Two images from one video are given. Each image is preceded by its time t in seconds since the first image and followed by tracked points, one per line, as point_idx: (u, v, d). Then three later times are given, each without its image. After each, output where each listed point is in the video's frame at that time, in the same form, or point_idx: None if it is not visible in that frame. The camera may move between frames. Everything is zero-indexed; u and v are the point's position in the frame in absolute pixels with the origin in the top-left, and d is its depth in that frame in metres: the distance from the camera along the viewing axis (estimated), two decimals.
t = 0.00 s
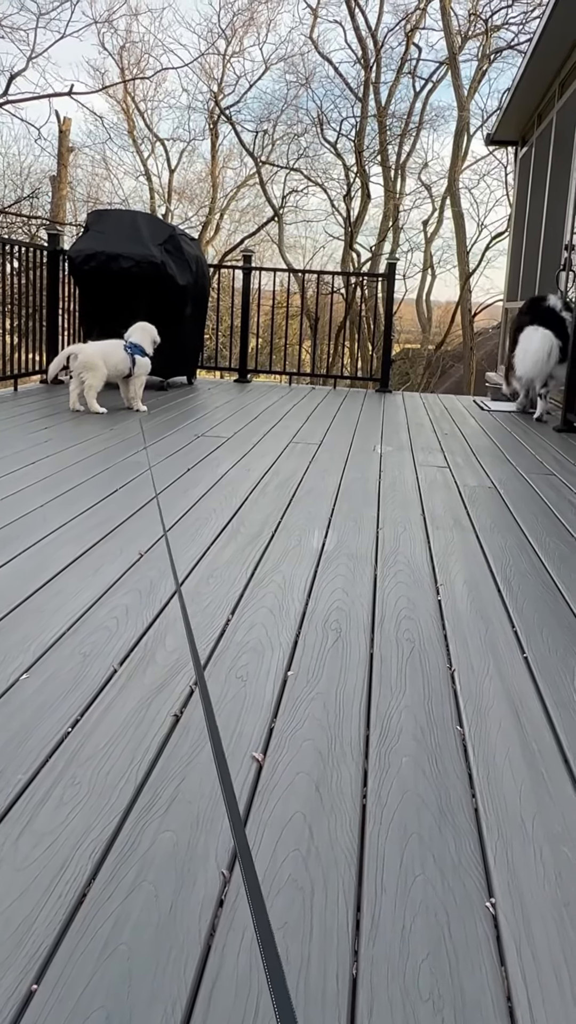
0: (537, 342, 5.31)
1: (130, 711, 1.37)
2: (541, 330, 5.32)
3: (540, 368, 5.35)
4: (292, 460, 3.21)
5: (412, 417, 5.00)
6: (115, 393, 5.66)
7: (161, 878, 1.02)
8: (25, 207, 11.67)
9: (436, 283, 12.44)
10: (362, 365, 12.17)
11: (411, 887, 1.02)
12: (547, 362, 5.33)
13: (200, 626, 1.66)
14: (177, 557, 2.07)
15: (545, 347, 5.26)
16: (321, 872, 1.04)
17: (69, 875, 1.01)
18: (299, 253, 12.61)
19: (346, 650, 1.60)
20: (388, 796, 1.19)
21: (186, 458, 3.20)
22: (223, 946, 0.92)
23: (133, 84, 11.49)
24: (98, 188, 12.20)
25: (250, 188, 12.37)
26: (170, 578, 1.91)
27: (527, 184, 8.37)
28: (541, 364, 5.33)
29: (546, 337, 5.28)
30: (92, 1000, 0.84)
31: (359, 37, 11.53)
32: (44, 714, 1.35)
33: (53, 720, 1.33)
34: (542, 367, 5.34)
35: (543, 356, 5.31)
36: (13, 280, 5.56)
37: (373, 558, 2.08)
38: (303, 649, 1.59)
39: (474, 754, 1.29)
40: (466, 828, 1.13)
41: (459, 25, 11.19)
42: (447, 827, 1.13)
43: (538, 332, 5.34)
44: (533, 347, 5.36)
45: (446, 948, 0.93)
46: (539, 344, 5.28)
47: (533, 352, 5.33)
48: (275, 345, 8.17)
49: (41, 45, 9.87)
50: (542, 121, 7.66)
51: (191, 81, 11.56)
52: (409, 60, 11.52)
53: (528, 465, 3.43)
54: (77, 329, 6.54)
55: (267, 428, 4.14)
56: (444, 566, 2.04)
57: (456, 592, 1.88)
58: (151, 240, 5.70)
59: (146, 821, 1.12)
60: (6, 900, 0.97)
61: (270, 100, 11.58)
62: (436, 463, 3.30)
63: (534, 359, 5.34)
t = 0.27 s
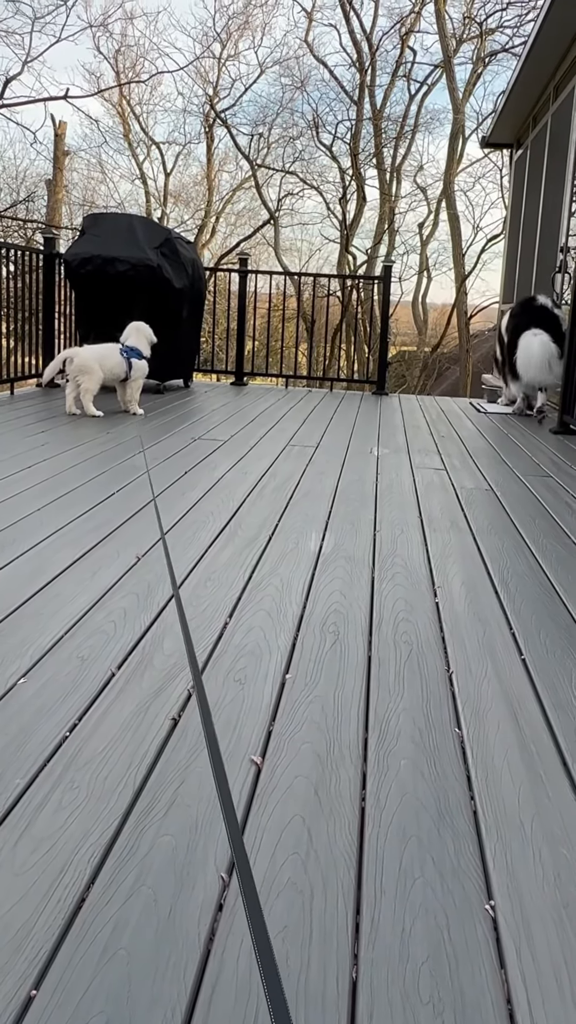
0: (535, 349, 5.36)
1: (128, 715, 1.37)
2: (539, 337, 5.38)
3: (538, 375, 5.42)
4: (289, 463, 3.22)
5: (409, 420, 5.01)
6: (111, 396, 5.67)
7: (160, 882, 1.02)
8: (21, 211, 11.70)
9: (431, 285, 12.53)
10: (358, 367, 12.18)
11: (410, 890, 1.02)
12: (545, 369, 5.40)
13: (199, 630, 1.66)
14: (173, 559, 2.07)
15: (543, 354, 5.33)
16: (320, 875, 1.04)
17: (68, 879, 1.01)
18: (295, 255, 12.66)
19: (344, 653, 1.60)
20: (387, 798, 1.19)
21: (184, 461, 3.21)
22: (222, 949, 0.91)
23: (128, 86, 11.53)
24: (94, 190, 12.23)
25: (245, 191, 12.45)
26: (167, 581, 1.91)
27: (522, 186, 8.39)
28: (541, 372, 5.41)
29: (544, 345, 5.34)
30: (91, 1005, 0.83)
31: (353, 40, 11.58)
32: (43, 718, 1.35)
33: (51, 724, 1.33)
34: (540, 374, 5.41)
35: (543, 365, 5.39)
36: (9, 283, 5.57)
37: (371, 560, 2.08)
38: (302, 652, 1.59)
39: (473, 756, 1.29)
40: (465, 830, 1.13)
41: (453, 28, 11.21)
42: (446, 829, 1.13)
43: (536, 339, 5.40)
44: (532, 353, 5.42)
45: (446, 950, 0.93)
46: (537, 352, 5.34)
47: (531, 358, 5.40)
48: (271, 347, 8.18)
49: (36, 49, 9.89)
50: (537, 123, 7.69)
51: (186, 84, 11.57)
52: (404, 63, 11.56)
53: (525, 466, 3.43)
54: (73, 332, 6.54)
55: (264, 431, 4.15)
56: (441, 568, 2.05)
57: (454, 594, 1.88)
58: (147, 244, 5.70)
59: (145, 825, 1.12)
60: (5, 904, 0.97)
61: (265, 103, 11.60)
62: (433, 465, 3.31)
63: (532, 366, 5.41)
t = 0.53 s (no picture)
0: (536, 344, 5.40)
1: (128, 718, 1.37)
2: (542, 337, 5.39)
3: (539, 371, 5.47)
4: (288, 465, 3.22)
5: (408, 421, 5.01)
6: (110, 399, 5.66)
7: (160, 884, 1.01)
8: (19, 214, 11.68)
9: (430, 289, 12.46)
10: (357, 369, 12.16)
11: (411, 891, 1.02)
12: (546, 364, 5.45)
13: (198, 632, 1.66)
14: (172, 561, 2.07)
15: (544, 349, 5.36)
16: (320, 877, 1.04)
17: (68, 883, 1.01)
18: (293, 257, 12.69)
19: (344, 655, 1.60)
20: (387, 800, 1.19)
21: (182, 464, 3.20)
22: (223, 952, 0.91)
23: (126, 89, 11.55)
24: (93, 193, 11.97)
25: (244, 192, 12.37)
26: (167, 584, 1.91)
27: (520, 188, 8.40)
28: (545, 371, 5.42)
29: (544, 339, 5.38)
30: (93, 1008, 0.83)
31: (351, 43, 11.60)
32: (43, 721, 1.34)
33: (51, 726, 1.33)
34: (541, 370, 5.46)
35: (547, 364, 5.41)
36: (7, 287, 5.57)
37: (370, 562, 2.08)
38: (301, 654, 1.59)
39: (473, 757, 1.29)
40: (465, 831, 1.13)
41: (450, 30, 11.31)
42: (446, 830, 1.13)
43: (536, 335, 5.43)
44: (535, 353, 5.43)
45: (447, 951, 0.93)
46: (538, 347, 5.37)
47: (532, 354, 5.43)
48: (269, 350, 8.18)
49: (34, 52, 9.92)
50: (534, 125, 7.71)
51: (184, 88, 11.67)
52: (401, 66, 11.63)
53: (524, 468, 3.43)
54: (71, 335, 6.54)
55: (263, 433, 4.15)
56: (440, 569, 2.05)
57: (453, 596, 1.88)
58: (145, 247, 5.70)
59: (145, 827, 1.12)
60: (5, 908, 0.96)
61: (263, 106, 11.64)
62: (432, 466, 3.31)
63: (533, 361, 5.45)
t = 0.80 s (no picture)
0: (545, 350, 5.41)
1: (128, 720, 1.37)
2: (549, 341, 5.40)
3: (543, 377, 5.49)
4: (288, 466, 3.22)
5: (409, 422, 5.01)
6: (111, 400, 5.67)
7: (160, 887, 1.01)
8: (20, 217, 11.73)
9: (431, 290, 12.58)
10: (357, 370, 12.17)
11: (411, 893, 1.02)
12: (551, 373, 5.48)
13: (198, 634, 1.66)
14: (173, 563, 2.07)
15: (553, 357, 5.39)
16: (320, 878, 1.04)
17: (68, 884, 1.01)
18: (294, 258, 12.72)
19: (344, 656, 1.60)
20: (387, 801, 1.19)
21: (182, 465, 3.21)
22: (223, 954, 0.91)
23: (126, 91, 11.56)
24: (93, 196, 12.17)
25: (244, 194, 12.44)
26: (167, 585, 1.91)
27: (520, 189, 8.40)
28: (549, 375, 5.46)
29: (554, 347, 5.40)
30: (93, 1009, 0.83)
31: (351, 44, 11.61)
32: (43, 722, 1.35)
33: (52, 728, 1.33)
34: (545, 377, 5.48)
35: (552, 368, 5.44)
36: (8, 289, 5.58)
37: (370, 563, 2.08)
38: (301, 655, 1.59)
39: (473, 758, 1.29)
40: (466, 832, 1.13)
41: (450, 31, 11.28)
42: (446, 831, 1.13)
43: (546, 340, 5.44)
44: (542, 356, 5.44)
45: (447, 952, 0.93)
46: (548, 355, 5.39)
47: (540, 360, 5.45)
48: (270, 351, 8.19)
49: (33, 55, 10.01)
50: (535, 126, 7.71)
51: (184, 90, 11.62)
52: (401, 68, 11.60)
53: (525, 469, 3.43)
54: (72, 337, 6.55)
55: (264, 434, 4.15)
56: (441, 570, 2.05)
57: (453, 597, 1.88)
58: (145, 249, 5.71)
59: (145, 829, 1.12)
60: (5, 910, 0.96)
61: (263, 108, 11.61)
62: (432, 467, 3.31)
63: (539, 366, 5.46)
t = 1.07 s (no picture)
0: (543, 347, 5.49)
1: (131, 721, 1.37)
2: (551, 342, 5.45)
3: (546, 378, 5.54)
4: (290, 467, 3.22)
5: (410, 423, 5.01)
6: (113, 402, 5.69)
7: (164, 888, 1.01)
8: (21, 219, 11.77)
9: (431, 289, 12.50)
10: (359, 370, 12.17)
11: (415, 894, 1.02)
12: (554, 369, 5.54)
13: (200, 635, 1.66)
14: (175, 564, 2.07)
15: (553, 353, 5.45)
16: (323, 879, 1.04)
17: (71, 885, 1.01)
18: (295, 260, 12.69)
19: (346, 657, 1.60)
20: (390, 802, 1.19)
21: (184, 466, 3.21)
22: (226, 955, 0.91)
23: (127, 93, 11.58)
24: (95, 198, 12.20)
25: (245, 196, 12.48)
26: (169, 586, 1.91)
27: (522, 190, 8.39)
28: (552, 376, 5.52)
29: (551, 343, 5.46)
30: (96, 1010, 0.83)
31: (352, 46, 11.63)
32: (46, 723, 1.35)
33: (55, 729, 1.33)
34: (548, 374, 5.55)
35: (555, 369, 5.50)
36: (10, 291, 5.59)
37: (372, 564, 2.08)
38: (304, 656, 1.59)
39: (476, 758, 1.29)
40: (468, 832, 1.13)
41: (451, 32, 11.19)
42: (449, 832, 1.13)
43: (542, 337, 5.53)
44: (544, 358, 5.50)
45: (450, 953, 0.93)
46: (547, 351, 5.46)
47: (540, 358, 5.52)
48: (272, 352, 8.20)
49: (35, 56, 10.16)
50: (536, 125, 7.69)
51: (185, 91, 11.59)
52: (402, 69, 11.59)
53: (527, 469, 3.42)
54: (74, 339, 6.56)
55: (265, 435, 4.16)
56: (443, 570, 2.05)
57: (456, 597, 1.88)
58: (147, 250, 5.72)
59: (149, 830, 1.12)
60: (8, 910, 0.97)
61: (264, 109, 11.60)
62: (434, 467, 3.31)
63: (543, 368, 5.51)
